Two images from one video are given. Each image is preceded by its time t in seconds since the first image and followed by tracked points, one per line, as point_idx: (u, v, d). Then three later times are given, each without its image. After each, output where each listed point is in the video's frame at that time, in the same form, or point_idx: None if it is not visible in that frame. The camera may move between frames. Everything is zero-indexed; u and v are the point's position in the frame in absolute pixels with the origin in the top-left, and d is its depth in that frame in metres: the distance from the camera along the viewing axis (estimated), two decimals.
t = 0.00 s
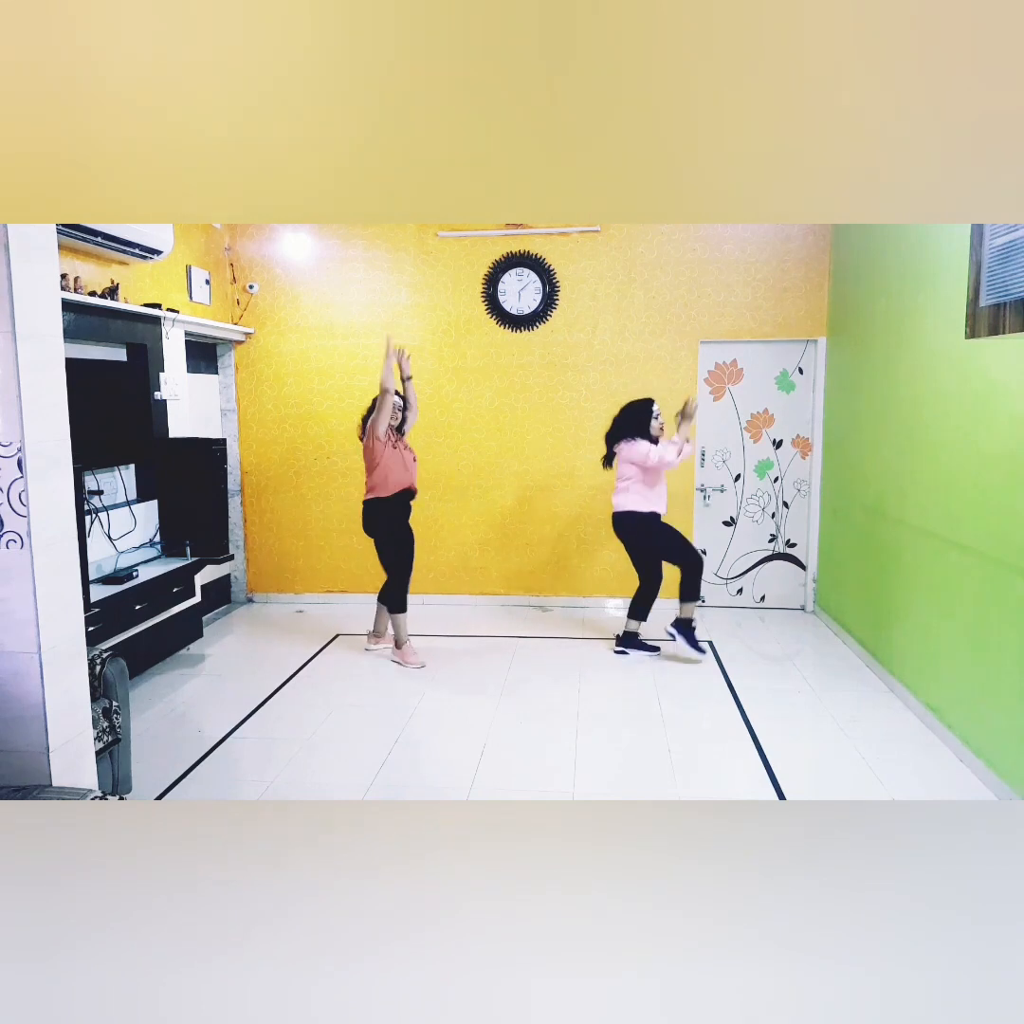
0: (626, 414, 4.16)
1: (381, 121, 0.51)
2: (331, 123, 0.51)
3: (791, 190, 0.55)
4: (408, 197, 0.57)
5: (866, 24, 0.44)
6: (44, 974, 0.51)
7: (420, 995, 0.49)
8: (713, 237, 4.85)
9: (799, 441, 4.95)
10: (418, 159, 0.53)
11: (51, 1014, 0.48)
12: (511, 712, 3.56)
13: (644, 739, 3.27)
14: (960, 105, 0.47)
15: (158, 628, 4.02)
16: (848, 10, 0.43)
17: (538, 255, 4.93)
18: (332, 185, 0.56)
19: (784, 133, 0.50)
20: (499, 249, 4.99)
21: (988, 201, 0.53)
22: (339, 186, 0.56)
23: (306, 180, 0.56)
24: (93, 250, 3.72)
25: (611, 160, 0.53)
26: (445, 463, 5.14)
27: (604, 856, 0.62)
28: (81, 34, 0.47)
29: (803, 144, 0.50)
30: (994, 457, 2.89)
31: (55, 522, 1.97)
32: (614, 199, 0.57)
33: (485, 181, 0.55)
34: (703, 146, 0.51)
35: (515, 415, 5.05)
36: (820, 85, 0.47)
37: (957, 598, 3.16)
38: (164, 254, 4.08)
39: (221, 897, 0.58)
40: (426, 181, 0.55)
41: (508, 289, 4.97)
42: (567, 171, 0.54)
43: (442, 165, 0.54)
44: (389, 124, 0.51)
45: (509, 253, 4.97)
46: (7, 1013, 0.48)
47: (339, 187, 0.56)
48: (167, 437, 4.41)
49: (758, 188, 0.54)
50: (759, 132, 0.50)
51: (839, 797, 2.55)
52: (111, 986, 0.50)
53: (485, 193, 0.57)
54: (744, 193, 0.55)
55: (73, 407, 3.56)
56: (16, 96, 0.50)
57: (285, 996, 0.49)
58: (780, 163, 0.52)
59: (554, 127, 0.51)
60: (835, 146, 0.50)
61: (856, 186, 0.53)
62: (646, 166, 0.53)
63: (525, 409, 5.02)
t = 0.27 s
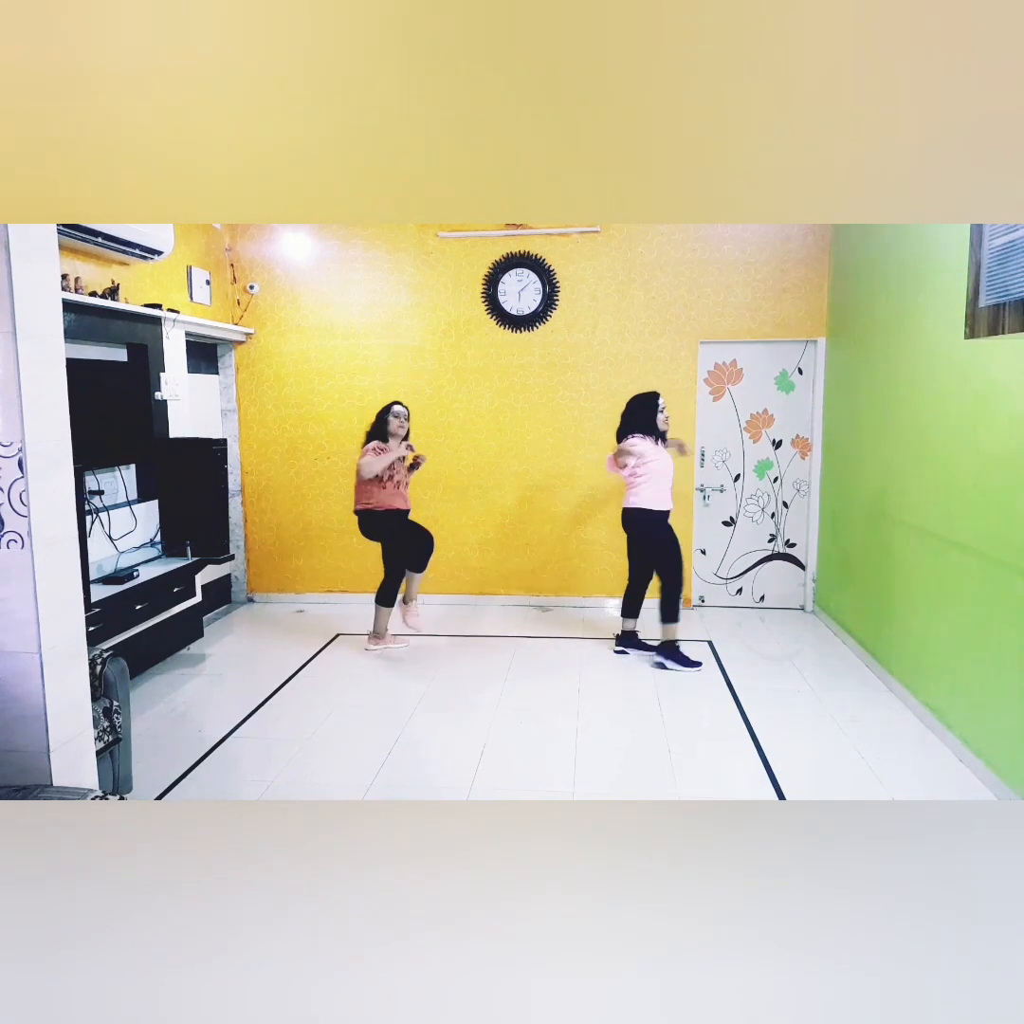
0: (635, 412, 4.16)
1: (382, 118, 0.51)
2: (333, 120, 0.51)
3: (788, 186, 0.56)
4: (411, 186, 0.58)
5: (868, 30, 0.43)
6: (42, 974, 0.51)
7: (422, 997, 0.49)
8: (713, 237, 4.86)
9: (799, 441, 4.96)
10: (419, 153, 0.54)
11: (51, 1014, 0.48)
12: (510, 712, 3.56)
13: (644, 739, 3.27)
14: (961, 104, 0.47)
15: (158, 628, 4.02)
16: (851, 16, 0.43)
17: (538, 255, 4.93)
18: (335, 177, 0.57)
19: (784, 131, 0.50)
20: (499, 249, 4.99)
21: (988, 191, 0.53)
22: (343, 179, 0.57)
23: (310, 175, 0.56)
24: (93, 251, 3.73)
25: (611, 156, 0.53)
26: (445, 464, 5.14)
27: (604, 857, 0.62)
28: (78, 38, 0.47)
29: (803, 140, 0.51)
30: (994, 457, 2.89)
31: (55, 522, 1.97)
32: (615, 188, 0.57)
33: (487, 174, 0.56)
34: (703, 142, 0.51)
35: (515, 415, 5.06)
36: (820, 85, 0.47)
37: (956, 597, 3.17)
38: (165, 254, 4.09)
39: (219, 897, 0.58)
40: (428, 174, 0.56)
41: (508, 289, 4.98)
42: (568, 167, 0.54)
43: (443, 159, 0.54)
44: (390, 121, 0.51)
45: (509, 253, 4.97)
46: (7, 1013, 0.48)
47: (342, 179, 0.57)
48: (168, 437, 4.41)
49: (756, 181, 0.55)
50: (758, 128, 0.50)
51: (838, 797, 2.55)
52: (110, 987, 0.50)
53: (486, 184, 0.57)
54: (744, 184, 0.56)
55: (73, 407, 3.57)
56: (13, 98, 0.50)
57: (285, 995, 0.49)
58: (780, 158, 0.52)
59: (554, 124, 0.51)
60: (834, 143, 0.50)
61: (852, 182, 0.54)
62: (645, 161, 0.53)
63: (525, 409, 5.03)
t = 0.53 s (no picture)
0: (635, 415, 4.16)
1: (382, 121, 0.51)
2: (333, 122, 0.51)
3: (791, 191, 0.55)
4: (411, 195, 0.58)
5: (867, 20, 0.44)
6: (42, 975, 0.51)
7: (423, 997, 0.49)
8: (713, 237, 4.86)
9: (799, 441, 4.96)
10: (419, 158, 0.54)
11: (51, 1014, 0.48)
12: (510, 712, 3.56)
13: (644, 738, 3.28)
14: (960, 104, 0.47)
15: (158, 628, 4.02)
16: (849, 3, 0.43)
17: (538, 255, 4.93)
18: (334, 185, 0.56)
19: (784, 133, 0.50)
20: (499, 249, 4.99)
21: (987, 199, 0.53)
22: (342, 185, 0.57)
23: (308, 180, 0.56)
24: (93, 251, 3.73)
25: (611, 160, 0.53)
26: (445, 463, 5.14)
27: (605, 857, 0.62)
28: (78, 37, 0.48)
29: (803, 141, 0.51)
30: (994, 457, 2.89)
31: (55, 522, 1.97)
32: (615, 198, 0.57)
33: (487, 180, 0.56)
34: (702, 147, 0.51)
35: (515, 415, 5.06)
36: (819, 84, 0.47)
37: (956, 596, 3.17)
38: (165, 254, 4.09)
39: (218, 897, 0.58)
40: (428, 179, 0.56)
41: (508, 288, 4.98)
42: (569, 169, 0.54)
43: (444, 163, 0.54)
44: (391, 122, 0.51)
45: (509, 253, 4.97)
46: (7, 1013, 0.49)
47: (342, 186, 0.57)
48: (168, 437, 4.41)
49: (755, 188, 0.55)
50: (758, 131, 0.50)
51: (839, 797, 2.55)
52: (110, 986, 0.51)
53: (485, 193, 0.57)
54: (743, 192, 0.56)
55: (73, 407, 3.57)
56: (13, 99, 0.50)
57: (285, 995, 0.49)
58: (780, 162, 0.52)
59: (554, 125, 0.51)
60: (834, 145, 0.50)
61: (855, 185, 0.54)
62: (645, 165, 0.53)
63: (525, 409, 5.03)
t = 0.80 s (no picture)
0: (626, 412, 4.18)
1: (384, 122, 0.51)
2: (333, 120, 0.51)
3: (793, 188, 0.55)
4: (414, 194, 0.57)
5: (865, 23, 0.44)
6: (43, 975, 0.51)
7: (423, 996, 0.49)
8: (713, 237, 4.86)
9: (799, 441, 4.96)
10: (422, 158, 0.54)
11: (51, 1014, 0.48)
12: (510, 712, 3.56)
13: (644, 738, 3.28)
14: (963, 102, 0.47)
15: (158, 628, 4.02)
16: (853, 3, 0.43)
17: (538, 255, 4.93)
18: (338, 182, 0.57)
19: (785, 134, 0.50)
20: (499, 249, 4.99)
21: (989, 199, 0.53)
22: (347, 182, 0.57)
23: (314, 179, 0.56)
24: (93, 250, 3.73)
25: (612, 159, 0.53)
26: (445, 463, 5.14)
27: (606, 856, 0.62)
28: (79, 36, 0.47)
29: (805, 139, 0.50)
30: (994, 457, 2.89)
31: (55, 522, 1.97)
32: (618, 196, 0.57)
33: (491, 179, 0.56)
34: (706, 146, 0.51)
35: (514, 415, 5.06)
36: (821, 87, 0.47)
37: (956, 596, 3.17)
38: (165, 254, 4.09)
39: (219, 897, 0.58)
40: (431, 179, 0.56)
41: (508, 289, 4.98)
42: (571, 168, 0.54)
43: (445, 164, 0.54)
44: (393, 124, 0.51)
45: (509, 253, 4.97)
46: (7, 1013, 0.49)
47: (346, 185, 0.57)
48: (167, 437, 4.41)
49: (761, 190, 0.55)
50: (759, 131, 0.50)
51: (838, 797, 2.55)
52: (110, 987, 0.50)
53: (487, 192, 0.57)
54: (747, 189, 0.56)
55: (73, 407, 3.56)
56: (14, 99, 0.50)
57: (286, 995, 0.49)
58: (783, 160, 0.52)
59: (556, 123, 0.51)
60: (837, 146, 0.50)
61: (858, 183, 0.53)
62: (649, 164, 0.53)
63: (525, 409, 5.03)
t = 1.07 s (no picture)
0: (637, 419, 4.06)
1: (384, 123, 0.51)
2: (331, 121, 0.51)
3: (793, 193, 0.55)
4: (413, 199, 0.57)
5: (859, 20, 0.44)
6: (42, 974, 0.51)
7: (423, 996, 0.49)
8: (713, 237, 4.86)
9: (799, 441, 4.96)
10: (422, 160, 0.54)
11: (51, 1013, 0.48)
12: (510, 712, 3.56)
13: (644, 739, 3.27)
14: (960, 103, 0.47)
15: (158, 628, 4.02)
16: None
17: (538, 255, 4.93)
18: (338, 188, 0.56)
19: (784, 136, 0.50)
20: (499, 249, 4.99)
21: (991, 201, 0.53)
22: (345, 187, 0.56)
23: (314, 183, 0.56)
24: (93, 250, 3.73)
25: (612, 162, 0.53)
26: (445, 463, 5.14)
27: (607, 856, 0.62)
28: (78, 36, 0.48)
29: (804, 142, 0.50)
30: (994, 457, 2.89)
31: (55, 522, 1.97)
32: (618, 201, 0.56)
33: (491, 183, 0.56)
34: (705, 147, 0.51)
35: (514, 415, 5.06)
36: (820, 84, 0.47)
37: (956, 595, 3.17)
38: (165, 254, 4.08)
39: (218, 896, 0.58)
40: (431, 182, 0.56)
41: (508, 289, 4.98)
42: (569, 170, 0.54)
43: (446, 167, 0.54)
44: (393, 124, 0.51)
45: (509, 253, 4.97)
46: (7, 1013, 0.49)
47: (346, 190, 0.57)
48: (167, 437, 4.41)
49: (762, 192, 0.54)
50: (758, 133, 0.50)
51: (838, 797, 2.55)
52: (110, 986, 0.51)
53: (487, 196, 0.57)
54: (748, 195, 0.55)
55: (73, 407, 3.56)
56: (14, 99, 0.51)
57: (286, 994, 0.49)
58: (783, 163, 0.52)
59: (555, 124, 0.51)
60: (837, 148, 0.50)
61: (858, 185, 0.53)
62: (649, 168, 0.53)
63: (525, 409, 5.03)
